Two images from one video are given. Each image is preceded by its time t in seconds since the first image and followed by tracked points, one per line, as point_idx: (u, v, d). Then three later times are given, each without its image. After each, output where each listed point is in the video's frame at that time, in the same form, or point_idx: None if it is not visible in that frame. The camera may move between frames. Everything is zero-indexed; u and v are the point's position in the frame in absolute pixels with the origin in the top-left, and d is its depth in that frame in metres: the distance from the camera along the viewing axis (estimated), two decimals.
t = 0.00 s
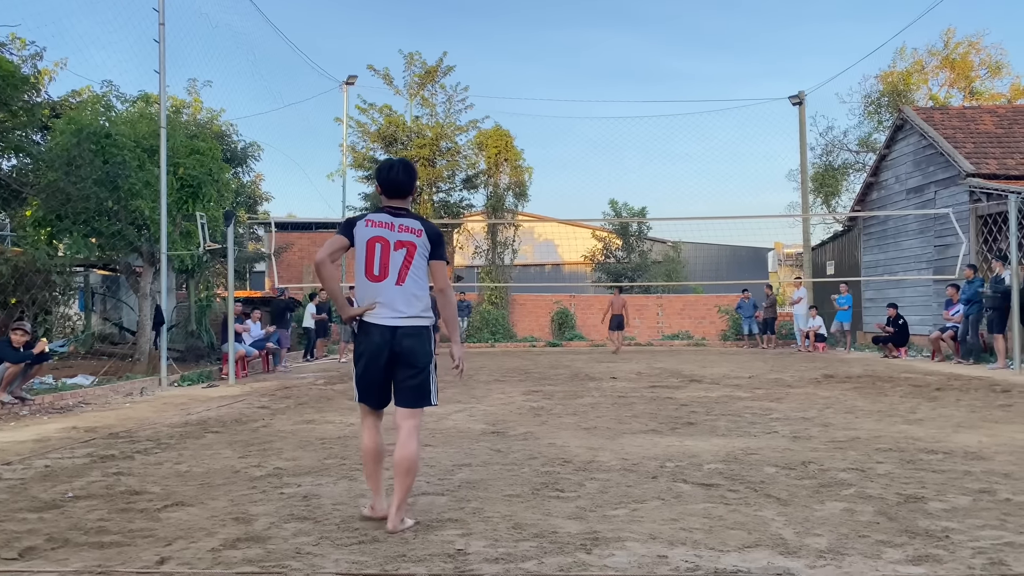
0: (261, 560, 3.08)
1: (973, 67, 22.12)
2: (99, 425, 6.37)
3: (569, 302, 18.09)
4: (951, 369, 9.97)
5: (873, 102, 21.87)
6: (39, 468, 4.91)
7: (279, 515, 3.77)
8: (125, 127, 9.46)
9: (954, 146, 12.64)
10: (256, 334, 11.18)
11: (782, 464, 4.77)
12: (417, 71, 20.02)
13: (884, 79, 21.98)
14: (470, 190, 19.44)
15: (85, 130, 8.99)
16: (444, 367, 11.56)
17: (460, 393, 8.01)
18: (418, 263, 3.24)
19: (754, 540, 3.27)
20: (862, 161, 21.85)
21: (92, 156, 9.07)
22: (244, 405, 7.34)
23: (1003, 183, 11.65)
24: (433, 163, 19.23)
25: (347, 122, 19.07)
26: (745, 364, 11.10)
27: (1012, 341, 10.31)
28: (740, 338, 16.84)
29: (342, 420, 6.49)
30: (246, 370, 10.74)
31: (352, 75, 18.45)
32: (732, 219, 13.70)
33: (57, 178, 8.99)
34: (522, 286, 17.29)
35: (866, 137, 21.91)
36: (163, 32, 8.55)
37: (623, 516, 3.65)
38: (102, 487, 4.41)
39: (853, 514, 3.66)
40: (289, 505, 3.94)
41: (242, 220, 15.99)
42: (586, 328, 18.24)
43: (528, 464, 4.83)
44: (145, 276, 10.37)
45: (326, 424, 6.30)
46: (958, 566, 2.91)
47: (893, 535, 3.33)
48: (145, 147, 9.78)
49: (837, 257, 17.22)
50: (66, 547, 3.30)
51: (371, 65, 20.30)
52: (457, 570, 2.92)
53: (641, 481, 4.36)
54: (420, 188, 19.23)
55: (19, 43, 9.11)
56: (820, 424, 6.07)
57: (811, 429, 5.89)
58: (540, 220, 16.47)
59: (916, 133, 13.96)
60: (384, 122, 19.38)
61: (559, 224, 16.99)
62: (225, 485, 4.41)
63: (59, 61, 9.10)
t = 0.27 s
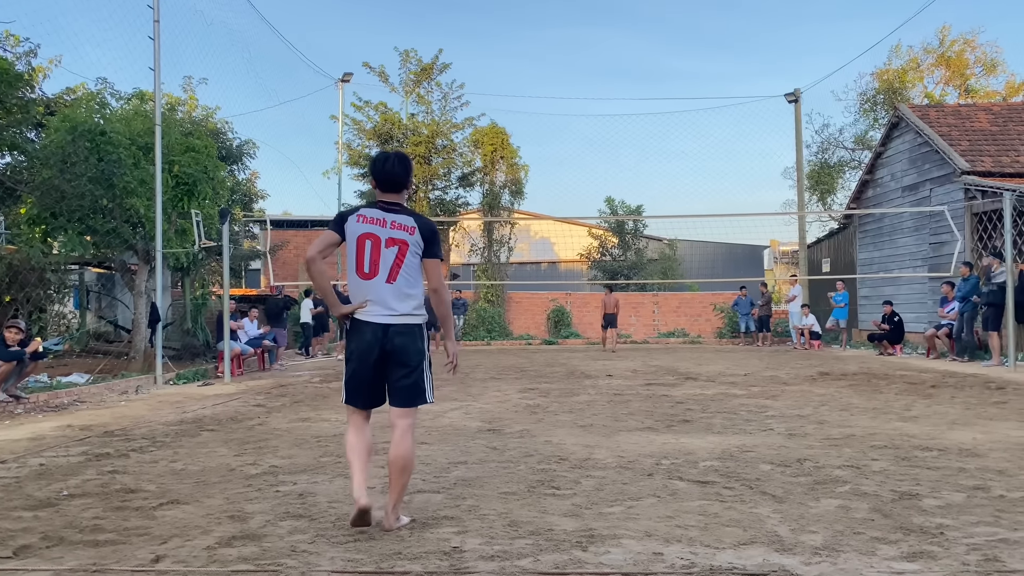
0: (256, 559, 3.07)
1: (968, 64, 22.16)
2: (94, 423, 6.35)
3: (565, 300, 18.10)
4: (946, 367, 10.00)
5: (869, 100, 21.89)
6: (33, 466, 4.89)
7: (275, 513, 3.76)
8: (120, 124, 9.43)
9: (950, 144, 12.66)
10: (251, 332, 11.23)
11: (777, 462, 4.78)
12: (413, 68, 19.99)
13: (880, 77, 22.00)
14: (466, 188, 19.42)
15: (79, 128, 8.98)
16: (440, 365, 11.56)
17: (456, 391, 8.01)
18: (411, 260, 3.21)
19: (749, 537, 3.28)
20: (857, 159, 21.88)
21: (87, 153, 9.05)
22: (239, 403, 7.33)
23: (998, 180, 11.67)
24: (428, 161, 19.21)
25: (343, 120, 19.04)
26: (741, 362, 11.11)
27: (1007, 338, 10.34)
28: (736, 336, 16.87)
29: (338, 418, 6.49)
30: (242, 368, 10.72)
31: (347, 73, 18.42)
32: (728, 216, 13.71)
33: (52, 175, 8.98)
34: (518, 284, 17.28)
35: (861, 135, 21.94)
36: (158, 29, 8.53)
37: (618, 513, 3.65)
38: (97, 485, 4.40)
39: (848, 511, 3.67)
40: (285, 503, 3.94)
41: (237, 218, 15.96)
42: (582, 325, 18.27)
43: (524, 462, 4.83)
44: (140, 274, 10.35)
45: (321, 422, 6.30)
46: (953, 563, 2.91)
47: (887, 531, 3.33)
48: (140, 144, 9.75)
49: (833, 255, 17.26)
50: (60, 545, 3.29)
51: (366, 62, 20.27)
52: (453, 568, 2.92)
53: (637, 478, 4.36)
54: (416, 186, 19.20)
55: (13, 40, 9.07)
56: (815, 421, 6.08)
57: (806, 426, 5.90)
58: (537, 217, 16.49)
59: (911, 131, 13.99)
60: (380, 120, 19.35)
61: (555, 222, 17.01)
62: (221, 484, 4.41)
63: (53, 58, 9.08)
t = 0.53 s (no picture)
0: (252, 557, 3.07)
1: (963, 64, 22.21)
2: (89, 421, 6.34)
3: (561, 299, 18.10)
4: (941, 365, 10.03)
5: (865, 99, 21.92)
6: (29, 464, 4.89)
7: (271, 511, 3.76)
8: (116, 122, 9.41)
9: (945, 143, 12.69)
10: (247, 330, 11.25)
11: (773, 460, 4.79)
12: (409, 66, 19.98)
13: (876, 75, 22.04)
14: (462, 186, 19.42)
15: (75, 125, 8.97)
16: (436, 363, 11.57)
17: (452, 389, 8.02)
18: (398, 255, 3.16)
19: (744, 535, 3.29)
20: (853, 157, 21.93)
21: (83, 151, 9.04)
22: (235, 401, 7.33)
23: (994, 179, 11.69)
24: (425, 159, 19.20)
25: (339, 118, 19.03)
26: (737, 360, 11.13)
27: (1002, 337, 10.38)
28: (732, 335, 16.90)
29: (334, 416, 6.48)
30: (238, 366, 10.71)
31: (343, 71, 18.39)
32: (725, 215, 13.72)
33: (47, 173, 8.93)
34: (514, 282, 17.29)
35: (857, 134, 21.98)
36: (154, 26, 8.51)
37: (614, 511, 3.66)
38: (93, 483, 4.40)
39: (843, 509, 3.68)
40: (281, 501, 3.94)
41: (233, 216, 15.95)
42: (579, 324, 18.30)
43: (520, 460, 4.84)
44: (136, 272, 10.33)
45: (317, 420, 6.30)
46: (947, 561, 2.93)
47: (882, 529, 3.35)
48: (136, 142, 9.74)
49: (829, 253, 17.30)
50: (56, 544, 3.29)
51: (363, 60, 20.25)
52: (450, 566, 2.92)
53: (633, 476, 4.37)
54: (412, 184, 19.19)
55: (8, 37, 9.05)
56: (811, 419, 6.10)
57: (801, 424, 5.92)
58: (533, 216, 16.49)
59: (907, 129, 14.01)
60: (376, 118, 19.33)
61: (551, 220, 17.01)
62: (216, 482, 4.41)
63: (48, 56, 9.05)
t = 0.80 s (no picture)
0: (247, 554, 3.07)
1: (959, 63, 22.26)
2: (84, 419, 6.32)
3: (557, 297, 18.09)
4: (936, 364, 10.06)
5: (861, 99, 21.97)
6: (23, 462, 4.87)
7: (266, 508, 3.76)
8: (111, 119, 9.39)
9: (940, 143, 12.71)
10: (243, 328, 11.18)
11: (768, 458, 4.79)
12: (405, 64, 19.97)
13: (872, 75, 22.07)
14: (458, 185, 19.42)
15: (70, 122, 8.95)
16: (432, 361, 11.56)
17: (448, 387, 8.01)
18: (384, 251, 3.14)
19: (739, 534, 3.29)
20: (849, 157, 21.97)
21: (78, 148, 9.01)
22: (230, 400, 7.31)
23: (989, 179, 11.72)
24: (421, 157, 19.18)
25: (335, 116, 19.01)
26: (732, 358, 11.15)
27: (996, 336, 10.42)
28: (728, 334, 16.92)
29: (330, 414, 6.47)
30: (233, 364, 10.69)
31: (340, 68, 18.37)
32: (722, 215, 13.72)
33: (41, 170, 8.91)
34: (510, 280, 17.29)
35: (853, 133, 22.03)
36: (149, 23, 8.48)
37: (610, 509, 3.66)
38: (87, 481, 4.38)
39: (838, 507, 3.69)
40: (276, 499, 3.93)
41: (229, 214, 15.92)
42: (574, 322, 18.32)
43: (516, 458, 4.84)
44: (131, 270, 10.30)
45: (313, 418, 6.28)
46: (942, 559, 2.93)
47: (877, 528, 3.35)
48: (132, 139, 9.72)
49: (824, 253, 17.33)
50: (50, 541, 3.28)
51: (359, 58, 20.24)
52: (445, 564, 2.92)
53: (628, 474, 4.37)
54: (408, 182, 19.18)
55: (3, 33, 9.01)
56: (806, 418, 6.11)
57: (797, 423, 5.92)
58: (530, 215, 16.50)
59: (903, 129, 14.03)
60: (372, 116, 19.31)
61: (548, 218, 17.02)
62: (211, 479, 4.40)
63: (44, 52, 9.03)
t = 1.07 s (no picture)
0: (243, 553, 3.06)
1: (956, 64, 22.30)
2: (79, 417, 6.30)
3: (554, 297, 18.10)
4: (931, 364, 10.08)
5: (857, 99, 22.00)
6: (18, 460, 4.86)
7: (261, 507, 3.75)
8: (107, 117, 9.39)
9: (936, 143, 12.74)
10: (238, 328, 11.24)
11: (764, 458, 4.80)
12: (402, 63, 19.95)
13: (868, 75, 22.10)
14: (455, 183, 19.41)
15: (66, 120, 8.94)
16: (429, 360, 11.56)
17: (445, 386, 8.01)
18: (374, 246, 3.11)
19: (735, 532, 3.29)
20: (846, 157, 22.00)
21: (74, 145, 9.02)
22: (226, 398, 7.30)
23: (985, 179, 11.74)
24: (418, 156, 19.16)
25: (332, 114, 18.97)
26: (728, 358, 11.15)
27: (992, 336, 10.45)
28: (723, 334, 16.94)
29: (326, 413, 6.47)
30: (228, 363, 10.68)
31: (337, 67, 18.34)
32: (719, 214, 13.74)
33: (36, 169, 8.83)
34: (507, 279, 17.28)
35: (849, 133, 22.06)
36: (145, 20, 8.47)
37: (606, 508, 3.66)
38: (83, 479, 4.37)
39: (833, 506, 3.70)
40: (272, 497, 3.93)
41: (225, 212, 15.90)
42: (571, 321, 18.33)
43: (512, 457, 4.84)
44: (127, 268, 10.29)
45: (309, 417, 6.28)
46: (936, 558, 2.94)
47: (872, 527, 3.36)
48: (127, 137, 9.72)
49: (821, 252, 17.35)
50: (45, 540, 3.27)
51: (356, 57, 20.22)
52: (441, 563, 2.92)
53: (624, 473, 4.38)
54: (405, 181, 19.16)
55: None
56: (802, 417, 6.12)
57: (792, 422, 5.94)
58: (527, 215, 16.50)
59: (899, 129, 14.05)
60: (369, 114, 19.28)
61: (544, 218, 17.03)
62: (207, 478, 4.39)
63: (40, 50, 9.01)
